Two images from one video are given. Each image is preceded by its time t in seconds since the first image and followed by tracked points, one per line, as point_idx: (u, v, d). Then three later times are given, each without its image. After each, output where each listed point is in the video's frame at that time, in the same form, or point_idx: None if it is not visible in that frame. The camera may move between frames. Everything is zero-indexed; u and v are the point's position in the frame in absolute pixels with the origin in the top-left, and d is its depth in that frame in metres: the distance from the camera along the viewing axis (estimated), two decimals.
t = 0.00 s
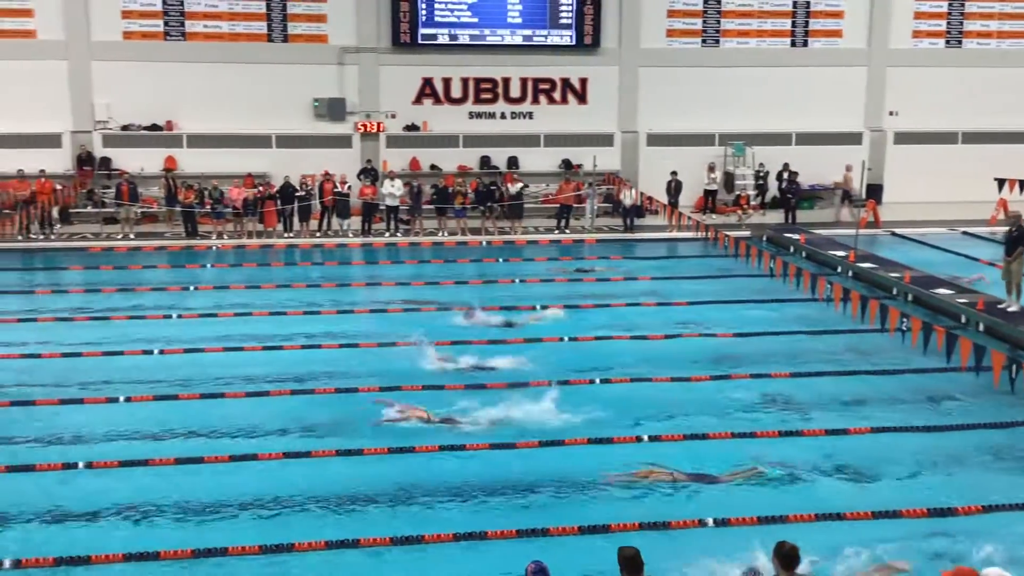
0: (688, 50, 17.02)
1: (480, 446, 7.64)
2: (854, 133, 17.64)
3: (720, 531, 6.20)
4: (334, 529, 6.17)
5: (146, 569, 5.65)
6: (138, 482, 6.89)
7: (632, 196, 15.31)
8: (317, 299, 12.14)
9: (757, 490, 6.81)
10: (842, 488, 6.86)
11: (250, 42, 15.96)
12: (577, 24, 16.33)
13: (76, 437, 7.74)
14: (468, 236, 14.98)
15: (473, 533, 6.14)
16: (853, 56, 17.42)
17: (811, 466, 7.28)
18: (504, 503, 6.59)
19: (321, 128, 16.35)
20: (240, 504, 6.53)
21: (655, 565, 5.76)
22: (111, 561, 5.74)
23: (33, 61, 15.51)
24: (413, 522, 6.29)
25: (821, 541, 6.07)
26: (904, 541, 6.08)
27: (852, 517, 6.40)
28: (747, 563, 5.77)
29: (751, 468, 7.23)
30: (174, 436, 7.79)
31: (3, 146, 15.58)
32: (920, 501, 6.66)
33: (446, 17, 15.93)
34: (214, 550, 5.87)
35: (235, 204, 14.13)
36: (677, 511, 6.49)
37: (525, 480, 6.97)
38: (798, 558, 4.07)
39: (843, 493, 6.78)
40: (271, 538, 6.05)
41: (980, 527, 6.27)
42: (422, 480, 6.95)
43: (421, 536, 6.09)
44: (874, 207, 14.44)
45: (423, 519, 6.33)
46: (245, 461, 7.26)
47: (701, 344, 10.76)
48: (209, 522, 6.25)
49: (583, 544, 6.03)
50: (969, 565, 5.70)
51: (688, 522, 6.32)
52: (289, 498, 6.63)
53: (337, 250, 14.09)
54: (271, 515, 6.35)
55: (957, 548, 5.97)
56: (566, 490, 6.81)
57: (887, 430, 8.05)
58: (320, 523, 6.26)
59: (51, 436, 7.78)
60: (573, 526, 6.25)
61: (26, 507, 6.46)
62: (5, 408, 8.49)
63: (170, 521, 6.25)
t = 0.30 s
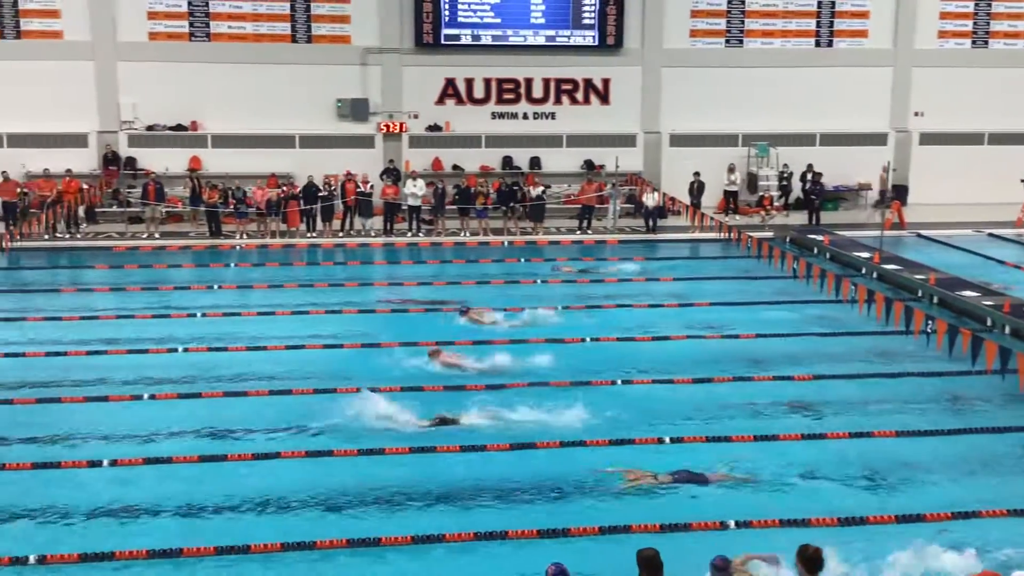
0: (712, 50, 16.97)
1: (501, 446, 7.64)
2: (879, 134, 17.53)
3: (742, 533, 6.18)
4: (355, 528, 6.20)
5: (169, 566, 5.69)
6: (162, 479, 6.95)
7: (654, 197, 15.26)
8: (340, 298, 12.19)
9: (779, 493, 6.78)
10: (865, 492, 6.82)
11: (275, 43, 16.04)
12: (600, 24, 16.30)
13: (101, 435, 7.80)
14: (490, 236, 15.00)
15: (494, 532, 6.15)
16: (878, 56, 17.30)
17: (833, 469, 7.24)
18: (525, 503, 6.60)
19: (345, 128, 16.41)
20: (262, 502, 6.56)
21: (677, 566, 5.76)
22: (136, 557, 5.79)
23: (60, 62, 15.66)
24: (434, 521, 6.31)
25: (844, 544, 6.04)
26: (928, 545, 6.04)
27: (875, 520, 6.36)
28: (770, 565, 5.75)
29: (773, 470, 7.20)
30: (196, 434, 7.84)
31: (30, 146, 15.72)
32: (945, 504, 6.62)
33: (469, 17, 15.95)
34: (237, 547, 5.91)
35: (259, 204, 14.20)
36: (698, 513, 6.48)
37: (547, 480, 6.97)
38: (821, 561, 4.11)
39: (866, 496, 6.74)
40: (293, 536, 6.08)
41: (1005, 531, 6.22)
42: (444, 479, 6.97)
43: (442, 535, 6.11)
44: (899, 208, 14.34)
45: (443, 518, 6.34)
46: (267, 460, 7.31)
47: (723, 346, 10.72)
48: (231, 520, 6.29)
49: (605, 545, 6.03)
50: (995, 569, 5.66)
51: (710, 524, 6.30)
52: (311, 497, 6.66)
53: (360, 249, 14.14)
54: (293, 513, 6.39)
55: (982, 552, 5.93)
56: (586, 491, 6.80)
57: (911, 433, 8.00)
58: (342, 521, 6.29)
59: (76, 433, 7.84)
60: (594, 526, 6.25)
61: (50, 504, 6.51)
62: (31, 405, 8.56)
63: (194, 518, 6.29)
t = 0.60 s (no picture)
0: (730, 50, 16.91)
1: (517, 446, 7.63)
2: (899, 134, 17.42)
3: (758, 536, 6.15)
4: (371, 527, 6.21)
5: (187, 565, 5.72)
6: (179, 478, 6.97)
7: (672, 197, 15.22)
8: (357, 298, 12.22)
9: (796, 495, 6.74)
10: (883, 494, 6.78)
11: (293, 43, 16.09)
12: (617, 24, 16.28)
13: (119, 433, 7.83)
14: (507, 236, 15.01)
15: (510, 533, 6.15)
16: (898, 56, 17.20)
17: (852, 471, 7.19)
18: (541, 503, 6.59)
19: (362, 128, 16.46)
20: (279, 501, 6.58)
21: (694, 568, 5.73)
22: (153, 555, 5.81)
23: (80, 62, 15.76)
24: (450, 521, 6.30)
25: (862, 547, 6.00)
26: (947, 549, 5.99)
27: (894, 523, 6.32)
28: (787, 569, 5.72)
29: (790, 473, 7.16)
30: (213, 432, 7.87)
31: (51, 146, 15.85)
32: (965, 507, 6.57)
33: (486, 17, 15.97)
34: (254, 547, 5.92)
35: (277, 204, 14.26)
36: (715, 515, 6.44)
37: (564, 481, 6.96)
38: (841, 565, 4.03)
39: (885, 499, 6.70)
40: (309, 535, 6.09)
41: None
42: (460, 479, 6.96)
43: (458, 535, 6.11)
44: (919, 209, 14.26)
45: (459, 519, 6.34)
46: (284, 459, 7.33)
47: (741, 347, 10.68)
48: (249, 519, 6.30)
49: (622, 546, 6.02)
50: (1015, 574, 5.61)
51: (726, 526, 6.26)
52: (327, 496, 6.67)
53: (377, 249, 14.16)
54: (310, 512, 6.40)
55: (1002, 556, 5.87)
56: (603, 492, 6.78)
57: (930, 435, 7.93)
58: (358, 521, 6.29)
59: (94, 431, 7.88)
60: (609, 528, 6.23)
61: (68, 501, 6.55)
62: (49, 402, 8.62)
63: (210, 517, 6.31)
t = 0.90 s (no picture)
0: (748, 51, 16.87)
1: (533, 446, 7.62)
2: (918, 135, 17.33)
3: (774, 538, 6.13)
4: (387, 526, 6.23)
5: (205, 563, 5.75)
6: (196, 476, 7.01)
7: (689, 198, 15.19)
8: (374, 297, 12.25)
9: (813, 497, 6.72)
10: (900, 496, 6.75)
11: (310, 44, 16.15)
12: (635, 25, 16.26)
13: (138, 431, 7.89)
14: (524, 236, 15.02)
15: (526, 533, 6.15)
16: (917, 56, 17.11)
17: (870, 474, 7.16)
18: (556, 504, 6.59)
19: (380, 128, 16.51)
20: (296, 500, 6.60)
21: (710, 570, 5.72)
22: (171, 553, 5.85)
23: (100, 62, 15.87)
24: (466, 521, 6.31)
25: (879, 549, 5.98)
26: (965, 552, 5.96)
27: (911, 525, 6.29)
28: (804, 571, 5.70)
29: (806, 474, 7.13)
30: (230, 431, 7.91)
31: (71, 146, 15.97)
32: (983, 510, 6.52)
33: (503, 17, 15.99)
34: (270, 545, 5.95)
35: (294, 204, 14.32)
36: (731, 516, 6.43)
37: (580, 481, 6.95)
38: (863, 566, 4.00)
39: (902, 501, 6.67)
40: (325, 534, 6.12)
41: None
42: (476, 479, 6.97)
43: (474, 535, 6.12)
44: (938, 210, 14.19)
45: (475, 519, 6.35)
46: (301, 458, 7.35)
47: (758, 348, 10.64)
48: (265, 517, 6.34)
49: (638, 547, 6.01)
50: None
51: (742, 527, 6.25)
52: (344, 495, 6.69)
53: (394, 249, 14.20)
54: (326, 512, 6.42)
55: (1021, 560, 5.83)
56: (619, 493, 6.78)
57: (948, 438, 7.89)
58: (374, 520, 6.31)
59: (113, 429, 7.94)
60: (625, 528, 6.23)
61: (88, 499, 6.59)
62: (68, 400, 8.68)
63: (227, 516, 6.34)
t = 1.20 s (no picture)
0: (772, 51, 16.80)
1: (554, 447, 7.61)
2: (943, 136, 17.19)
3: (795, 540, 6.10)
4: (407, 526, 6.24)
5: (227, 561, 5.78)
6: (218, 474, 7.05)
7: (710, 198, 15.13)
8: (395, 297, 12.27)
9: (833, 501, 6.67)
10: (923, 500, 6.68)
11: (333, 44, 16.21)
12: (657, 25, 16.22)
13: (160, 429, 7.94)
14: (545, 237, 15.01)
15: (545, 533, 6.15)
16: (942, 57, 16.98)
17: (893, 477, 7.10)
18: (577, 505, 6.58)
19: (401, 129, 16.55)
20: (318, 499, 6.62)
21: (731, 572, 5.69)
22: (193, 550, 5.89)
23: (125, 63, 15.99)
24: (486, 522, 6.31)
25: (901, 553, 5.93)
26: (990, 556, 5.89)
27: (934, 529, 6.23)
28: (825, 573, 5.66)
29: (828, 477, 7.08)
30: (252, 430, 7.94)
31: (96, 146, 16.09)
32: (1008, 515, 6.45)
33: (525, 18, 16.00)
34: (291, 543, 5.98)
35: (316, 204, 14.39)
36: (752, 518, 6.40)
37: (600, 482, 6.93)
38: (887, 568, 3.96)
39: (924, 505, 6.61)
40: (345, 532, 6.14)
41: None
42: (497, 480, 6.96)
43: (494, 535, 6.13)
44: (963, 211, 14.06)
45: (495, 520, 6.35)
46: (323, 457, 7.38)
47: (781, 350, 10.57)
48: (286, 515, 6.36)
49: (658, 548, 5.99)
50: None
51: (763, 529, 6.22)
52: (366, 494, 6.70)
53: (415, 250, 14.22)
54: (346, 511, 6.44)
55: None
56: (639, 494, 6.76)
57: (972, 441, 7.81)
58: (394, 520, 6.32)
59: (136, 427, 7.99)
60: (645, 529, 6.21)
61: (112, 496, 6.64)
62: (92, 397, 8.75)
63: (248, 514, 6.37)
